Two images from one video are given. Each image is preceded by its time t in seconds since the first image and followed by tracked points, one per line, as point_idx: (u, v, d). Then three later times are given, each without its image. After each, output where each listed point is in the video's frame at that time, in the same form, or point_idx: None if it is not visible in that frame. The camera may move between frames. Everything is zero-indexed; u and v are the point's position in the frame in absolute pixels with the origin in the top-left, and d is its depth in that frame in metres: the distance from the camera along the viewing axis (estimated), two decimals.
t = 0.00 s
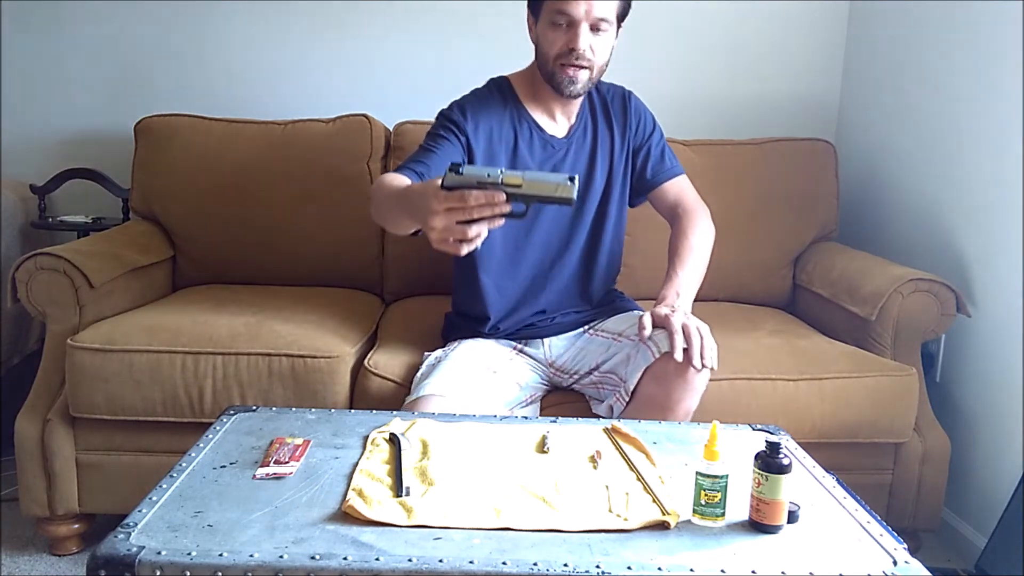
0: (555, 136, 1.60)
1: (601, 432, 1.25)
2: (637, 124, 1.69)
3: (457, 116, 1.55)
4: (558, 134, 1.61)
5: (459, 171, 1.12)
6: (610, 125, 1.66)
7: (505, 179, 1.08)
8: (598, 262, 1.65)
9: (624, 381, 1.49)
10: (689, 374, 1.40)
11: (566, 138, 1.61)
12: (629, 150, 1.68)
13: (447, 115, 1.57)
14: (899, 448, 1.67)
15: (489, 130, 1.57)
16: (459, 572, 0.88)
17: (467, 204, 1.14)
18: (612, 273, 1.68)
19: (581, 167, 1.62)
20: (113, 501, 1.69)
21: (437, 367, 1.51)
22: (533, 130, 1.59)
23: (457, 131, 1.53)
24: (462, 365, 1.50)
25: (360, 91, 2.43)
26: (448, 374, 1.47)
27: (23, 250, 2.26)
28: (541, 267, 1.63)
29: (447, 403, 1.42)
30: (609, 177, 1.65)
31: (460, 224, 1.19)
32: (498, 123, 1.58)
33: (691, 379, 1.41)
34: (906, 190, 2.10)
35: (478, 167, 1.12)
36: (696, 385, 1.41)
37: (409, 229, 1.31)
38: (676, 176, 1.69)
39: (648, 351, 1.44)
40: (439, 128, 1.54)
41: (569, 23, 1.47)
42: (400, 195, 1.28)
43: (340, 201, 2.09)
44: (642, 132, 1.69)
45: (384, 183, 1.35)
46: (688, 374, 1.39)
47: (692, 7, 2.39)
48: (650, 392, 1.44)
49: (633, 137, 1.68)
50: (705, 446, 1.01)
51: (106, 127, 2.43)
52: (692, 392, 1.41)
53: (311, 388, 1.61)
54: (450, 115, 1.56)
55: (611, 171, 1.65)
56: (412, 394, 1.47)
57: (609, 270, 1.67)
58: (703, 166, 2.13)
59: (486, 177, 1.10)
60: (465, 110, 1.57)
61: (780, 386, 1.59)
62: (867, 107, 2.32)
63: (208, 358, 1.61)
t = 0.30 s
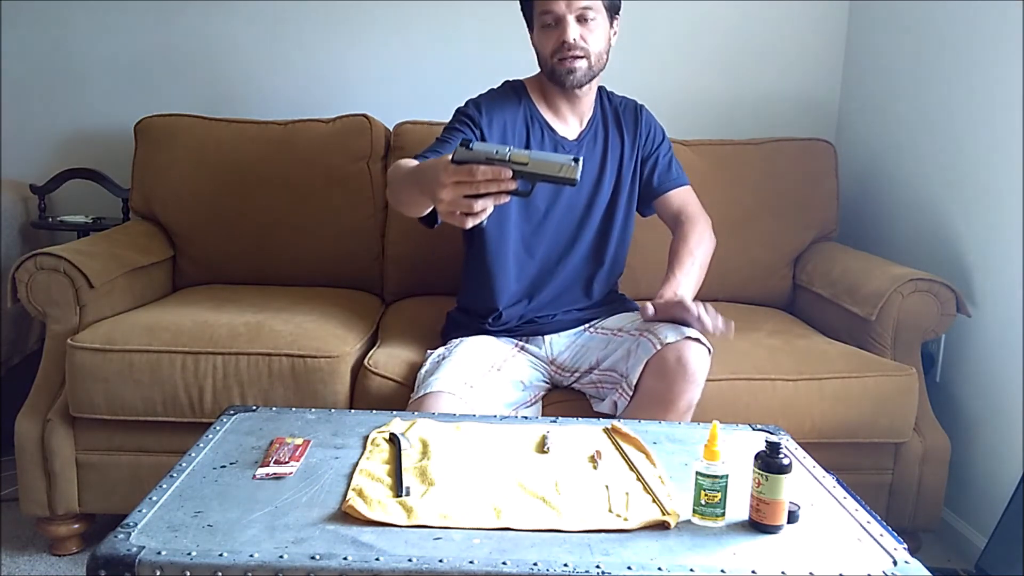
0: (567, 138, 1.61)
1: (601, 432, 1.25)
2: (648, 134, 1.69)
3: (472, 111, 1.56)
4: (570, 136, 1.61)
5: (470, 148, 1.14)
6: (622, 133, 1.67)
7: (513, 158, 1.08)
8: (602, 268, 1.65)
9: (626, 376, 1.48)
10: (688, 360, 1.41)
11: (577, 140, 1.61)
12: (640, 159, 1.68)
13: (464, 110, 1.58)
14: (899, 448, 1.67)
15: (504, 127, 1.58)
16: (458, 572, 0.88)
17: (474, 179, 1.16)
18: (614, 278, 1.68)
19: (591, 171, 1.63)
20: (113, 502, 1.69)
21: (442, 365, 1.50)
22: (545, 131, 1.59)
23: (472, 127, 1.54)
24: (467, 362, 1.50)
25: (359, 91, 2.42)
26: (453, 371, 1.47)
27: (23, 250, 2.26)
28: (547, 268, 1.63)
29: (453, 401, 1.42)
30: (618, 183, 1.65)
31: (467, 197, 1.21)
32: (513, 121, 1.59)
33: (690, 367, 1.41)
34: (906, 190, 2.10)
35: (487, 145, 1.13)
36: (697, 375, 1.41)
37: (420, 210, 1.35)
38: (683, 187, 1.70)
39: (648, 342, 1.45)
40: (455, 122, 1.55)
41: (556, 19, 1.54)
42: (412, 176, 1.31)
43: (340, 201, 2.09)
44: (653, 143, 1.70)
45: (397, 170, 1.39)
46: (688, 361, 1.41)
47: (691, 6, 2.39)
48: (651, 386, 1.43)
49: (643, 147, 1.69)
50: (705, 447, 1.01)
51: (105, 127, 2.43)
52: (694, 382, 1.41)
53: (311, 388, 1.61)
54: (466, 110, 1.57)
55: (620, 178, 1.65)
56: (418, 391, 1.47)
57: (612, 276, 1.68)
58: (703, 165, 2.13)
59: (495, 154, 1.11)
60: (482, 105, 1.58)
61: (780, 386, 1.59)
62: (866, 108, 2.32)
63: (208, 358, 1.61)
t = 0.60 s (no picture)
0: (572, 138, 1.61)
1: (601, 432, 1.25)
2: (650, 147, 1.72)
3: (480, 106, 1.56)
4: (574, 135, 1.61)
5: (476, 120, 1.15)
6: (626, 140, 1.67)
7: (518, 132, 1.10)
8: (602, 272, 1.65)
9: (617, 371, 1.49)
10: (674, 350, 1.42)
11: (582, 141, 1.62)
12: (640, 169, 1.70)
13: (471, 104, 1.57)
14: (899, 448, 1.67)
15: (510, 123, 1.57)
16: (458, 572, 0.88)
17: (479, 153, 1.20)
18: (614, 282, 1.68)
19: (593, 176, 1.63)
20: (113, 502, 1.69)
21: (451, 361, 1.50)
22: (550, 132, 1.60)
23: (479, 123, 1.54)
24: (473, 361, 1.50)
25: (360, 90, 2.42)
26: (461, 368, 1.47)
27: (23, 250, 2.26)
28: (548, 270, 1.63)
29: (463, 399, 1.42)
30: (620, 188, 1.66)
31: (471, 171, 1.26)
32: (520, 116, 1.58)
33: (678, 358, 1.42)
34: (906, 191, 2.10)
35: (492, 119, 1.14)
36: (685, 366, 1.42)
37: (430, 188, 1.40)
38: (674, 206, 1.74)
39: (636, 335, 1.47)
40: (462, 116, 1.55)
41: (559, 17, 1.55)
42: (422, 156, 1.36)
43: (339, 201, 2.10)
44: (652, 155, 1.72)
45: (408, 155, 1.43)
46: (673, 350, 1.42)
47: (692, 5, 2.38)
48: (641, 380, 1.43)
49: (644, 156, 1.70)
50: (705, 446, 1.01)
51: (106, 127, 2.43)
52: (682, 372, 1.41)
53: (311, 388, 1.61)
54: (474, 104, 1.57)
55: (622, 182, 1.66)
56: (425, 390, 1.47)
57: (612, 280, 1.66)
58: (703, 166, 2.13)
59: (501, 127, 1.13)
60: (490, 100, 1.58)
61: (780, 386, 1.59)
62: (866, 108, 2.32)
63: (208, 358, 1.61)
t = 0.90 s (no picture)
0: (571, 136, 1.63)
1: (601, 432, 1.25)
2: (649, 146, 1.72)
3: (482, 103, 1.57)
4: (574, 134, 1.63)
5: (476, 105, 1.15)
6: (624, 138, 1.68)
7: (518, 116, 1.11)
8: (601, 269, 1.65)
9: (621, 373, 1.48)
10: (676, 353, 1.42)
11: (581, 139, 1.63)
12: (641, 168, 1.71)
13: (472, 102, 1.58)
14: (899, 448, 1.67)
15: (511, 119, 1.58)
16: (458, 572, 0.88)
17: (479, 138, 1.20)
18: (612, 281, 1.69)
19: (593, 173, 1.64)
20: (113, 502, 1.69)
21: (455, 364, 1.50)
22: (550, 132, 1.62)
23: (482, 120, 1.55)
24: (480, 363, 1.49)
25: (359, 90, 2.42)
26: (468, 369, 1.46)
27: (23, 250, 2.26)
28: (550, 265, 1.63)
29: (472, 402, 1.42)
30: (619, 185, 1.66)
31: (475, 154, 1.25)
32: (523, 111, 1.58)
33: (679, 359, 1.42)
34: (906, 190, 2.10)
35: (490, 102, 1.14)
36: (688, 367, 1.42)
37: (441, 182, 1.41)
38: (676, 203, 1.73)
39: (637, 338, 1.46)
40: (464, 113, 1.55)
41: (556, 18, 1.55)
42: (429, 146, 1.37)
43: (339, 201, 2.10)
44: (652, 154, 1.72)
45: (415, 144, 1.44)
46: (677, 353, 1.41)
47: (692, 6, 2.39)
48: (644, 384, 1.44)
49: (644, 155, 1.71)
50: (705, 447, 1.01)
51: (106, 127, 2.43)
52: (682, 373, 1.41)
53: (312, 388, 1.61)
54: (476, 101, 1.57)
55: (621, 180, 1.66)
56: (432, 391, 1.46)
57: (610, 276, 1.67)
58: (703, 166, 2.13)
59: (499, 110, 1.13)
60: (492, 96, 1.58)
61: (780, 386, 1.59)
62: (866, 108, 2.32)
63: (208, 358, 1.61)
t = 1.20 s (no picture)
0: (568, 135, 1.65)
1: (601, 432, 1.25)
2: (642, 148, 1.75)
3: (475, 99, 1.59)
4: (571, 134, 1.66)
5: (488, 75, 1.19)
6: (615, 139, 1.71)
7: (525, 89, 1.12)
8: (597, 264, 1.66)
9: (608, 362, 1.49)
10: (655, 334, 1.44)
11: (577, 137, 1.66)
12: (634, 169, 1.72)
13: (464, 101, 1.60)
14: (899, 448, 1.67)
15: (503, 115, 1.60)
16: (458, 572, 0.88)
17: (484, 108, 1.21)
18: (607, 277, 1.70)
19: (588, 172, 1.66)
20: (113, 502, 1.69)
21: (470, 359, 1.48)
22: (545, 131, 1.64)
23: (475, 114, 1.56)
24: (498, 361, 1.47)
25: (359, 91, 2.42)
26: (487, 368, 1.44)
27: (23, 250, 2.26)
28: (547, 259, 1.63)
29: (497, 401, 1.40)
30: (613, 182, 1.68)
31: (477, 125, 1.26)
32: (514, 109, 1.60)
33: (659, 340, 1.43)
34: (906, 190, 2.10)
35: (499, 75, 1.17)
36: (667, 348, 1.42)
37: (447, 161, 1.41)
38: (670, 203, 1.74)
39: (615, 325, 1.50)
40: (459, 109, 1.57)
41: (548, 21, 1.57)
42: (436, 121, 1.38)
43: (339, 201, 2.10)
44: (645, 155, 1.74)
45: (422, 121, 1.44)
46: (654, 332, 1.44)
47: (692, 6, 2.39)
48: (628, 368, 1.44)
49: (637, 155, 1.73)
50: (705, 446, 1.01)
51: (105, 127, 2.43)
52: (661, 353, 1.42)
53: (312, 387, 1.61)
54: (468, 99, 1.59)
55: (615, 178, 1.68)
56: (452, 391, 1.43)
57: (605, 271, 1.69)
58: (703, 166, 2.13)
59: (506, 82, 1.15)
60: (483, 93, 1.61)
61: (780, 386, 1.59)
62: (866, 108, 2.32)
63: (208, 358, 1.61)
